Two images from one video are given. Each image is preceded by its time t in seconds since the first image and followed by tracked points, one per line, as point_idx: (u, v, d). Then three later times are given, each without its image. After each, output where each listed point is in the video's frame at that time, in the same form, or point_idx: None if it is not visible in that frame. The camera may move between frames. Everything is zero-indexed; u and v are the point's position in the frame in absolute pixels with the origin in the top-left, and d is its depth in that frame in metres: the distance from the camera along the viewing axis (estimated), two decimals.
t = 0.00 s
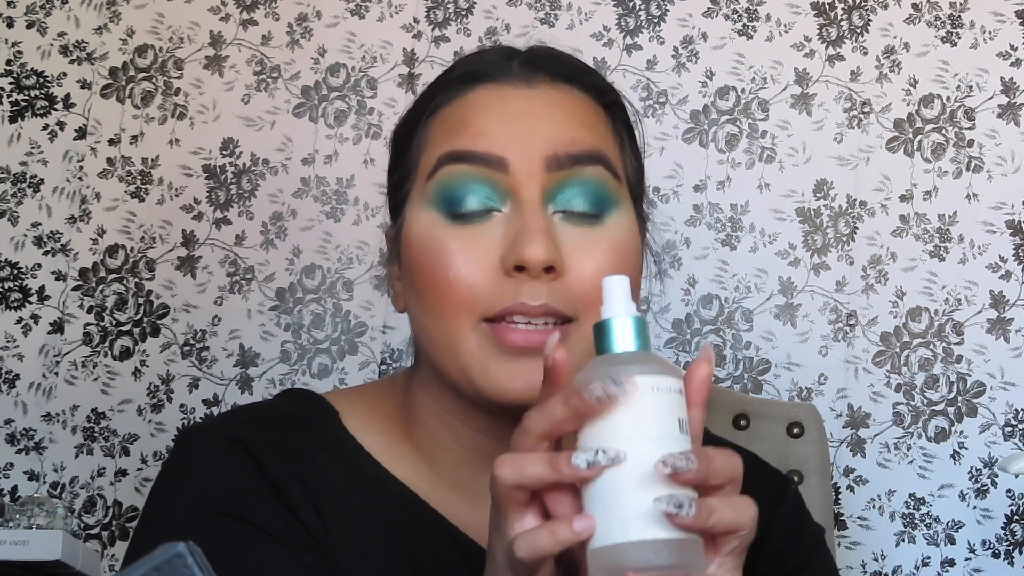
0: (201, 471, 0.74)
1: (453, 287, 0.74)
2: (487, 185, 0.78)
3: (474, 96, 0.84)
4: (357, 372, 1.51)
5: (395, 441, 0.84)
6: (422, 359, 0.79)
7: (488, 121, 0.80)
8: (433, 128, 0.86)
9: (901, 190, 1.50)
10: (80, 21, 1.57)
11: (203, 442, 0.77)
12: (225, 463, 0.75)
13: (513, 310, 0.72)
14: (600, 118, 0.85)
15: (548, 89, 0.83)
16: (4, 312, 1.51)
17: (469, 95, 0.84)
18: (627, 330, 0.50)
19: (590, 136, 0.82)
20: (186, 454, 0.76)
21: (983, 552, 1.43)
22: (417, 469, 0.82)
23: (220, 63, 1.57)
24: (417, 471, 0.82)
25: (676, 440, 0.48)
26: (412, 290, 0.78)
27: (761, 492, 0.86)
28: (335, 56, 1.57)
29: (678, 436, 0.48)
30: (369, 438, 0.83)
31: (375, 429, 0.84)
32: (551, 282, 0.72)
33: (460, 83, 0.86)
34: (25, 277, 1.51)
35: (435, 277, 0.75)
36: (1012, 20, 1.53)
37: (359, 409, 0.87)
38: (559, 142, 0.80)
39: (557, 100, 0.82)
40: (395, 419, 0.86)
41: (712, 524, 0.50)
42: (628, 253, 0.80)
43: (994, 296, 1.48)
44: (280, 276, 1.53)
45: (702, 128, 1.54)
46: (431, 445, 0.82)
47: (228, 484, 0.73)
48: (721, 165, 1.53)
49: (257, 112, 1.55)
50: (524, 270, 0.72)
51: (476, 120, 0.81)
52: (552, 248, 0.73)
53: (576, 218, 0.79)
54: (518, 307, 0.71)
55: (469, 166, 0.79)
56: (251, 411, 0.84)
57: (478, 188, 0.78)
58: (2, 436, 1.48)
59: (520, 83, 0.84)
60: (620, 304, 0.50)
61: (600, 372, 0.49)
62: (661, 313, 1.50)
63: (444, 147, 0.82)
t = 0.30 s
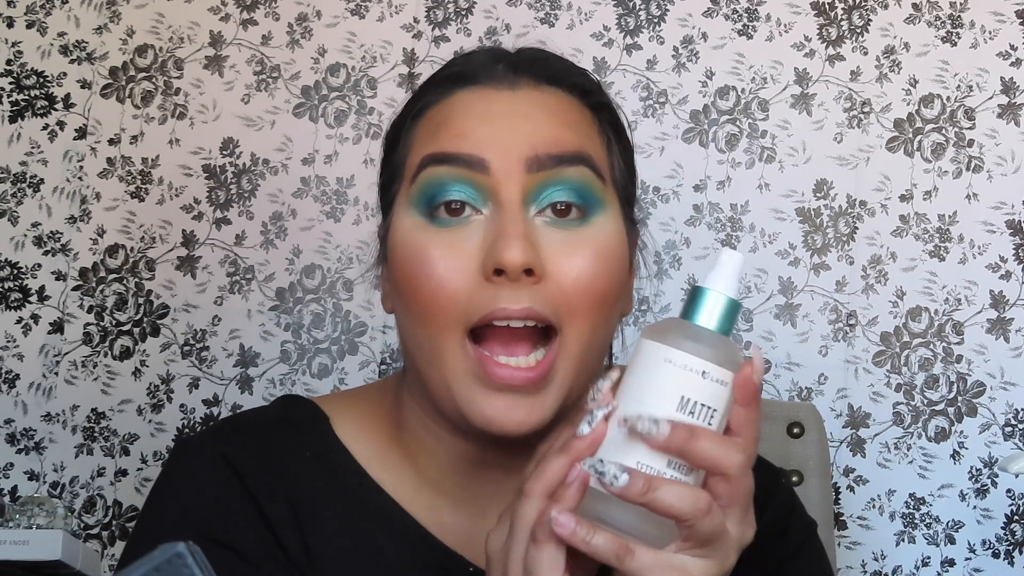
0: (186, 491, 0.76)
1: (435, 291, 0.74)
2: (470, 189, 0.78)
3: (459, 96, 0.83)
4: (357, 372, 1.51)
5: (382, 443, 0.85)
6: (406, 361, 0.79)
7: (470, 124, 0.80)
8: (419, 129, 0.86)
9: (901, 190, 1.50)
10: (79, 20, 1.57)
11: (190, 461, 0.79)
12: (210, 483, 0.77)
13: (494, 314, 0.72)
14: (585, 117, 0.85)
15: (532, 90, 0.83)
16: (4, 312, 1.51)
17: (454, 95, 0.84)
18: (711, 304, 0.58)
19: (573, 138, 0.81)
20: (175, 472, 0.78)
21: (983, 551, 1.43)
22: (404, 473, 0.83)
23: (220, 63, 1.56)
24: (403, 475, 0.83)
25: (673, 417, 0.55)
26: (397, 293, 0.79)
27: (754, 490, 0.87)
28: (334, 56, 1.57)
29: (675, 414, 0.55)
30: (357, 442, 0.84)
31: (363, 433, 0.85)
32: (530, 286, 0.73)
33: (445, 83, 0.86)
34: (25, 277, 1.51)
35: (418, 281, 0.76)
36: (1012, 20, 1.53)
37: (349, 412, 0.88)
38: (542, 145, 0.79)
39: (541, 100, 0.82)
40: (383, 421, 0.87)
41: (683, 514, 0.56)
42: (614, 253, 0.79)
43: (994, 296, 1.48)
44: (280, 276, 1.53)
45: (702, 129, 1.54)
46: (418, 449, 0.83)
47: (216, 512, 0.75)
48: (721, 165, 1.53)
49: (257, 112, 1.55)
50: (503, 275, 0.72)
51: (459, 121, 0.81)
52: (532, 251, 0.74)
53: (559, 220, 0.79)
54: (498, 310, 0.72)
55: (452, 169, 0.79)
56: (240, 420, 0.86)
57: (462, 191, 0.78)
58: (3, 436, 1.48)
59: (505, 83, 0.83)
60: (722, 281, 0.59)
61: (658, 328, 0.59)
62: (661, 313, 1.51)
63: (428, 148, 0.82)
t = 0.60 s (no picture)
0: (181, 503, 0.75)
1: (424, 305, 0.74)
2: (462, 200, 0.78)
3: (451, 107, 0.83)
4: (357, 372, 1.52)
5: (374, 453, 0.85)
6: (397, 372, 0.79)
7: (463, 135, 0.80)
8: (411, 138, 0.86)
9: (901, 190, 1.50)
10: (79, 20, 1.57)
11: (186, 469, 0.78)
12: (199, 497, 0.76)
13: (487, 328, 0.72)
14: (579, 126, 0.85)
15: (525, 100, 0.83)
16: (4, 312, 1.51)
17: (445, 105, 0.84)
18: (725, 308, 0.60)
19: (567, 149, 0.81)
20: (167, 479, 0.78)
21: (983, 551, 1.44)
22: (396, 482, 0.83)
23: (219, 63, 1.56)
24: (396, 485, 0.83)
25: (684, 417, 0.57)
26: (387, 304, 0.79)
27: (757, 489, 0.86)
28: (334, 56, 1.56)
29: (685, 414, 0.57)
30: (348, 453, 0.85)
31: (355, 444, 0.86)
32: (525, 300, 0.72)
33: (436, 92, 0.86)
34: (25, 277, 1.51)
35: (408, 294, 0.76)
36: (1013, 20, 1.52)
37: (341, 421, 0.88)
38: (535, 156, 0.79)
39: (534, 111, 0.82)
40: (376, 430, 0.87)
41: (694, 512, 0.58)
42: (607, 264, 0.79)
43: (994, 296, 1.48)
44: (280, 276, 1.53)
45: (702, 129, 1.54)
46: (410, 459, 0.83)
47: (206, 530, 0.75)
48: (721, 165, 1.53)
49: (257, 112, 1.55)
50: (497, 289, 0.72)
51: (452, 132, 0.81)
52: (526, 265, 0.73)
53: (553, 231, 0.79)
54: (491, 325, 0.72)
55: (444, 181, 0.79)
56: (232, 429, 0.86)
57: (456, 206, 0.78)
58: (3, 436, 1.48)
59: (497, 93, 0.83)
60: (737, 286, 0.60)
61: (672, 332, 0.61)
62: (661, 313, 1.52)
63: (421, 159, 0.82)
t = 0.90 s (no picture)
0: (181, 504, 0.76)
1: (445, 308, 0.74)
2: (481, 206, 0.77)
3: (467, 105, 0.82)
4: (357, 372, 1.52)
5: (377, 454, 0.85)
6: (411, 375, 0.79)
7: (480, 137, 0.79)
8: (421, 133, 0.84)
9: (901, 190, 1.50)
10: (79, 20, 1.57)
11: (185, 470, 0.78)
12: (197, 498, 0.77)
13: (509, 335, 0.73)
14: (594, 130, 0.85)
15: (543, 101, 0.82)
16: (4, 312, 1.51)
17: (461, 103, 0.82)
18: (735, 329, 0.59)
19: (584, 154, 0.81)
20: (166, 481, 0.78)
21: (983, 552, 1.44)
22: (400, 484, 0.83)
23: (220, 63, 1.56)
24: (401, 487, 0.83)
25: (689, 441, 0.57)
26: (402, 306, 0.78)
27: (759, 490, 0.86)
28: (334, 56, 1.56)
29: (689, 438, 0.57)
30: (349, 455, 0.84)
31: (356, 447, 0.85)
32: (547, 308, 0.73)
33: (450, 88, 0.84)
34: (25, 277, 1.51)
35: (426, 297, 0.75)
36: (1013, 20, 1.52)
37: (340, 423, 0.88)
38: (555, 161, 0.79)
39: (553, 113, 0.81)
40: (377, 432, 0.87)
41: (694, 544, 0.57)
42: (620, 271, 0.80)
43: (994, 296, 1.48)
44: (280, 276, 1.53)
45: (702, 129, 1.54)
46: (414, 461, 0.83)
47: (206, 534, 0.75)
48: (721, 165, 1.53)
49: (257, 112, 1.55)
50: (520, 297, 0.72)
51: (468, 131, 0.79)
52: (548, 273, 0.74)
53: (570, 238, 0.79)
54: (514, 332, 0.72)
55: (462, 184, 0.78)
56: (230, 430, 0.86)
57: (473, 209, 0.77)
58: (3, 436, 1.48)
59: (514, 94, 0.82)
60: (748, 307, 0.60)
61: (681, 350, 0.61)
62: (661, 313, 1.52)
63: (434, 160, 0.81)
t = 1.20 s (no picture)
0: (186, 502, 0.76)
1: (490, 306, 0.72)
2: (528, 207, 0.76)
3: (508, 103, 0.81)
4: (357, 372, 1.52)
5: (383, 457, 0.85)
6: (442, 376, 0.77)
7: (526, 137, 0.78)
8: (457, 127, 0.82)
9: (901, 190, 1.50)
10: (79, 20, 1.57)
11: (188, 468, 0.78)
12: (200, 498, 0.77)
13: (556, 338, 0.72)
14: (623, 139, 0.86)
15: (583, 107, 0.83)
16: (4, 312, 1.51)
17: (501, 100, 0.82)
18: (782, 367, 0.56)
19: (620, 161, 0.82)
20: (168, 480, 0.78)
21: (983, 551, 1.44)
22: (408, 487, 0.83)
23: (220, 64, 1.56)
24: (409, 490, 0.83)
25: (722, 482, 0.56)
26: (438, 303, 0.77)
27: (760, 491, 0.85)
28: (334, 56, 1.56)
29: (723, 479, 0.55)
30: (356, 458, 0.84)
31: (362, 450, 0.85)
32: (594, 312, 0.73)
33: (486, 83, 0.83)
34: (25, 277, 1.51)
35: (468, 294, 0.74)
36: (1013, 19, 1.52)
37: (342, 425, 0.87)
38: (599, 166, 0.79)
39: (593, 119, 0.82)
40: (383, 434, 0.87)
41: None
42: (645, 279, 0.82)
43: (994, 296, 1.48)
44: (280, 276, 1.53)
45: (702, 129, 1.54)
46: (427, 462, 0.83)
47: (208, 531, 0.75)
48: (721, 165, 1.53)
49: (257, 112, 1.55)
50: (571, 299, 0.71)
51: (513, 131, 0.79)
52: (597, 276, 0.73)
53: (604, 244, 0.79)
54: (561, 334, 0.72)
55: (510, 185, 0.77)
56: (233, 430, 0.87)
57: (516, 208, 0.76)
58: (3, 436, 1.48)
59: (554, 95, 0.82)
60: (798, 345, 0.56)
61: (722, 385, 0.58)
62: (661, 313, 1.52)
63: (472, 157, 0.80)
